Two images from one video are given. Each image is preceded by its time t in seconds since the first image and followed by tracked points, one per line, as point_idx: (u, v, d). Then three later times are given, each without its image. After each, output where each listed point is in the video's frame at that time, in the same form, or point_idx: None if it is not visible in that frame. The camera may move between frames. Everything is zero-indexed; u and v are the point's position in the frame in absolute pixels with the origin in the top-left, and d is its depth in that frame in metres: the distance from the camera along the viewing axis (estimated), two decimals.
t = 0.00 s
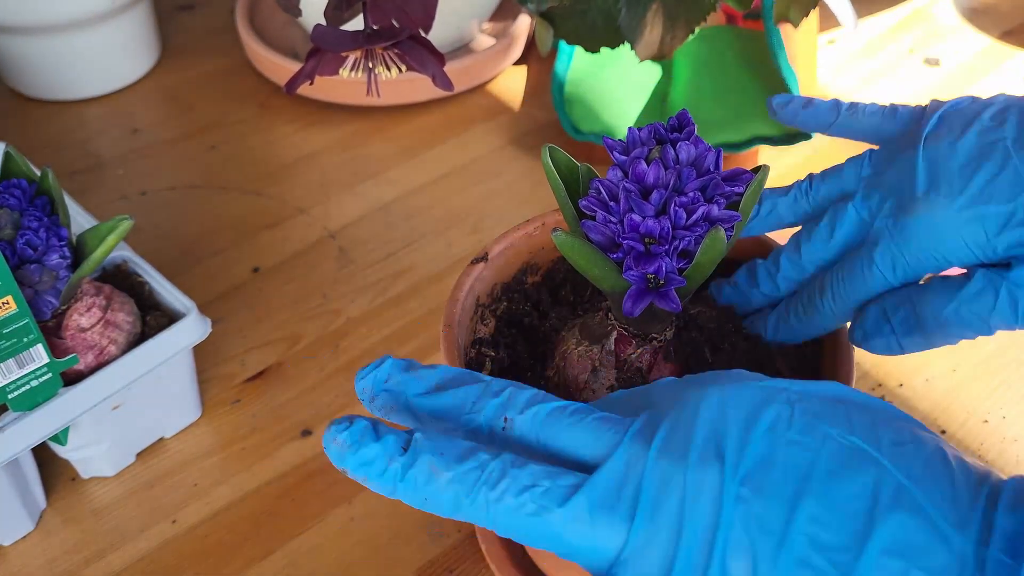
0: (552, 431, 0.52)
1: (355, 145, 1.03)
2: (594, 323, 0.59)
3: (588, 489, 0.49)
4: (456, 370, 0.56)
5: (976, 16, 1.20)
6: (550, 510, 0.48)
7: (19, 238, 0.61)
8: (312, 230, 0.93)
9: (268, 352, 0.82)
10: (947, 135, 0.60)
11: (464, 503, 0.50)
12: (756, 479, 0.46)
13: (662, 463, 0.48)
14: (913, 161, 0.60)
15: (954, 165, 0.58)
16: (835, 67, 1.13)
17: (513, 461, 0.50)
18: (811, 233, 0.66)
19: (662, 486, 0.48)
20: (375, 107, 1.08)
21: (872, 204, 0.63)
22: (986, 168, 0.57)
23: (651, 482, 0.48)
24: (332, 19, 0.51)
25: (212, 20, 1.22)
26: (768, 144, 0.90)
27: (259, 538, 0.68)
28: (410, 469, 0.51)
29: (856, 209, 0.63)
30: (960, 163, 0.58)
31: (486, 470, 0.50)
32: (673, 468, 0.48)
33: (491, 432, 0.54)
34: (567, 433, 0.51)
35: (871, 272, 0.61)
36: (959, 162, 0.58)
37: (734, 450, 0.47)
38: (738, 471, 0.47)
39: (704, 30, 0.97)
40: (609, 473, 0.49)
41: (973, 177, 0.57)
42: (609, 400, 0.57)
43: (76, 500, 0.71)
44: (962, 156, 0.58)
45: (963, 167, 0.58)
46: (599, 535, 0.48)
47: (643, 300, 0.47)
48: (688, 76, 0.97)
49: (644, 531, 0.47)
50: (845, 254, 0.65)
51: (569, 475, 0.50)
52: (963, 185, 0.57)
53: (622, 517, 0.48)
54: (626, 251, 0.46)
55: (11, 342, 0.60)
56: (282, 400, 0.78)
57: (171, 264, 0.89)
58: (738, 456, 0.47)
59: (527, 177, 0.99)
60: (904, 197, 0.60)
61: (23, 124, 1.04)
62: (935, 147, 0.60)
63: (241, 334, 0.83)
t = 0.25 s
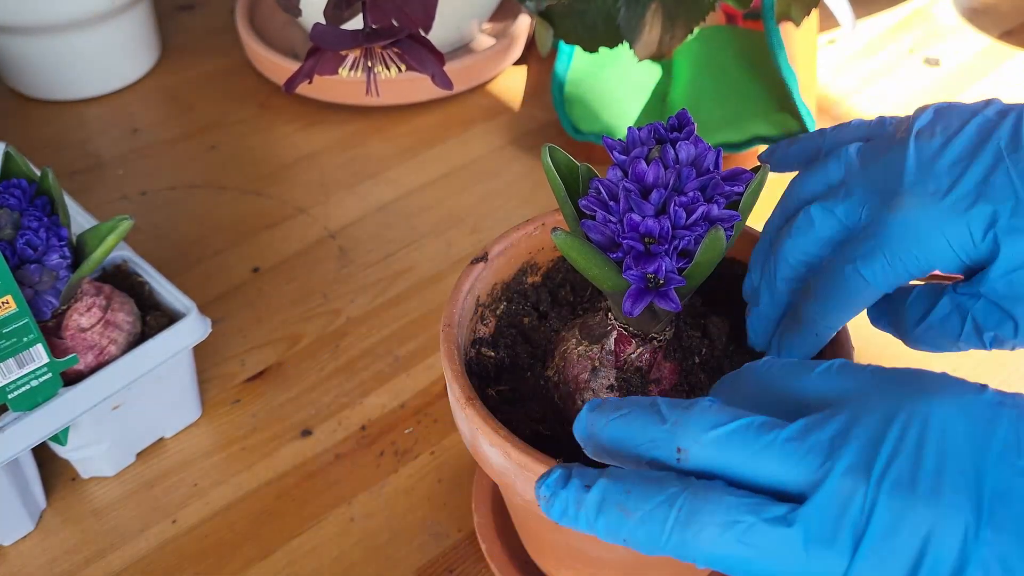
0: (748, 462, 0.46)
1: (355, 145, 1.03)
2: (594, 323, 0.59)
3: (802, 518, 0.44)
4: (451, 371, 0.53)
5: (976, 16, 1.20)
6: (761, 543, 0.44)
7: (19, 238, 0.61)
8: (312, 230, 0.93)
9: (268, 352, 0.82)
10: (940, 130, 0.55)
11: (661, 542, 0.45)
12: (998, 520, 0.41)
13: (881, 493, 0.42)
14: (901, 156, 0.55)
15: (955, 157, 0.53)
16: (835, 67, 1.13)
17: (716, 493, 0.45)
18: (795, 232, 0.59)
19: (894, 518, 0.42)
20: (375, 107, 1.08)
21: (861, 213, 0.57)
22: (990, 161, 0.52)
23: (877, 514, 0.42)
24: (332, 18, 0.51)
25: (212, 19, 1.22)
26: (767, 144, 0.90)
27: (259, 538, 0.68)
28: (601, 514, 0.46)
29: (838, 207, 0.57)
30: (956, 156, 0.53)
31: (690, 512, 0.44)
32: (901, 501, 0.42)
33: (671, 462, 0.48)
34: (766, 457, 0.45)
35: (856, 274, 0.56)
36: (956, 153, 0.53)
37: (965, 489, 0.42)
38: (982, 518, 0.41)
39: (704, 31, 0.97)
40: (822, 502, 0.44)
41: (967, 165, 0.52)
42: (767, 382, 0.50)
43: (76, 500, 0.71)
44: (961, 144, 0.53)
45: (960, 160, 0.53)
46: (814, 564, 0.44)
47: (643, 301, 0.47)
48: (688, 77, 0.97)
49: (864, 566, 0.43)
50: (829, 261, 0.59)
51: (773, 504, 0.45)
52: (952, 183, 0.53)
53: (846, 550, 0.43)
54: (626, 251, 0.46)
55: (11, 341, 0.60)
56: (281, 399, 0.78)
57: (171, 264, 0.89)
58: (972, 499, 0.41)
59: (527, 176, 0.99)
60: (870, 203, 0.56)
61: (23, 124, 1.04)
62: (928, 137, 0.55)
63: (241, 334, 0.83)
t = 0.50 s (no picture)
0: (829, 455, 0.43)
1: (355, 145, 1.03)
2: (594, 323, 0.59)
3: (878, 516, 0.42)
4: (451, 371, 0.53)
5: (976, 16, 1.20)
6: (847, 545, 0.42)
7: (19, 238, 0.61)
8: (312, 230, 0.93)
9: (268, 352, 0.82)
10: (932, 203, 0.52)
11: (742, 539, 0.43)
12: None
13: (974, 492, 0.40)
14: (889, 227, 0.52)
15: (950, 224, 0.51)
16: (835, 67, 1.13)
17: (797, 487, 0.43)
18: (751, 298, 0.53)
19: (982, 522, 0.40)
20: (375, 107, 1.08)
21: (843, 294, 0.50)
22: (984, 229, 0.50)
23: (966, 517, 0.40)
24: (332, 19, 0.52)
25: (212, 19, 1.22)
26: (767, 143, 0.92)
27: (259, 538, 0.68)
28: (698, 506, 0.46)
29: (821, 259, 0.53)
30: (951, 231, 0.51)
31: (765, 512, 0.43)
32: (995, 503, 0.39)
33: (745, 457, 0.46)
34: (842, 449, 0.43)
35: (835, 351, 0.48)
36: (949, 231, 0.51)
37: None
38: None
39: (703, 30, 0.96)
40: (900, 497, 0.42)
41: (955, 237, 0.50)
42: (826, 370, 0.46)
43: (76, 500, 0.71)
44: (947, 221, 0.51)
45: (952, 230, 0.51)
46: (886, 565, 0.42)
47: (643, 301, 0.47)
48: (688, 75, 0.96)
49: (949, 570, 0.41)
50: (799, 323, 0.51)
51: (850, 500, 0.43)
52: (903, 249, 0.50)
53: (927, 554, 0.41)
54: (626, 251, 0.46)
55: (11, 341, 0.60)
56: (281, 399, 0.78)
57: (171, 264, 0.89)
58: None
59: (527, 176, 0.99)
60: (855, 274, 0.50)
61: (23, 124, 1.04)
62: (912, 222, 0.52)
63: (241, 334, 0.83)
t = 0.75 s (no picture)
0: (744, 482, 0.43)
1: (355, 145, 1.03)
2: (592, 323, 0.59)
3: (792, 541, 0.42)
4: (451, 371, 0.53)
5: (976, 16, 1.20)
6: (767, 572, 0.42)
7: (19, 238, 0.61)
8: (312, 230, 0.93)
9: (268, 352, 0.82)
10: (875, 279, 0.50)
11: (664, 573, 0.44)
12: (1003, 530, 0.39)
13: (885, 511, 0.40)
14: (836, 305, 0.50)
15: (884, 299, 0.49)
16: (835, 67, 1.13)
17: (714, 517, 0.44)
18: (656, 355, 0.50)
19: (899, 540, 0.40)
20: (375, 107, 1.08)
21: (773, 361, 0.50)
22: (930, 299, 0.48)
23: (886, 536, 0.40)
24: (332, 20, 0.52)
25: (212, 19, 1.22)
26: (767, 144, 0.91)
27: (258, 538, 0.68)
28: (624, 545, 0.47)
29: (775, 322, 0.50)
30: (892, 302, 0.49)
31: (681, 543, 0.43)
32: (908, 522, 0.40)
33: (660, 486, 0.46)
34: (753, 476, 0.43)
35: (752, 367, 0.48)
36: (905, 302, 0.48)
37: (969, 504, 0.39)
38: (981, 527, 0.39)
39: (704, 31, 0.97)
40: (814, 522, 0.42)
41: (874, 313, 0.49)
42: (735, 390, 0.46)
43: (76, 500, 0.71)
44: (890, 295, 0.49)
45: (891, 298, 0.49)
46: None
47: (639, 301, 0.47)
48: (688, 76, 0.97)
49: None
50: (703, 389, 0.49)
51: (764, 529, 0.43)
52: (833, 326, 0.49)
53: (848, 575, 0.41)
54: (622, 252, 0.46)
55: (11, 342, 0.60)
56: (281, 399, 0.78)
57: (171, 264, 0.89)
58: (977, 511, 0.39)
59: (527, 176, 0.99)
60: (783, 348, 0.50)
61: (23, 124, 1.04)
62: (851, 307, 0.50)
63: (241, 334, 0.83)
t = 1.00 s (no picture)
0: (588, 451, 0.50)
1: (355, 145, 1.03)
2: (593, 321, 0.59)
3: (636, 504, 0.48)
4: (451, 371, 0.55)
5: (976, 16, 1.20)
6: (615, 530, 0.48)
7: (19, 238, 0.61)
8: (312, 230, 0.93)
9: (268, 352, 0.82)
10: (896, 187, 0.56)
11: (518, 534, 0.49)
12: (811, 485, 0.46)
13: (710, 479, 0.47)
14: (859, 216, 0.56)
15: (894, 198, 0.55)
16: (835, 67, 1.13)
17: (564, 484, 0.49)
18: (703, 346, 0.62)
19: (719, 506, 0.46)
20: (375, 107, 1.08)
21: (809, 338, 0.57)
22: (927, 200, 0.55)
23: (709, 500, 0.46)
24: (333, 20, 0.52)
25: (212, 19, 1.22)
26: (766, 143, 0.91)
27: (258, 538, 0.68)
28: (459, 508, 0.50)
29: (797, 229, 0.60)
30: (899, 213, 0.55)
31: (534, 503, 0.49)
32: (729, 485, 0.46)
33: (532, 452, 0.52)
34: (611, 450, 0.50)
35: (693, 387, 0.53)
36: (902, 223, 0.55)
37: (787, 464, 0.46)
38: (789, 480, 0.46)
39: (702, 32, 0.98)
40: (657, 490, 0.48)
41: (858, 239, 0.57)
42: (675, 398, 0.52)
43: (76, 500, 0.71)
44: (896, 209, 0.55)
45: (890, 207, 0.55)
46: (648, 552, 0.47)
47: (640, 300, 0.46)
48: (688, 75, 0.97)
49: (704, 548, 0.46)
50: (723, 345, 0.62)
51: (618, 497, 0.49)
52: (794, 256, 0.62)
53: (682, 534, 0.47)
54: (623, 250, 0.46)
55: (11, 341, 0.60)
56: (281, 399, 0.78)
57: (170, 264, 0.89)
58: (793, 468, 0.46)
59: (527, 176, 0.99)
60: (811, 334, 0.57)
61: (23, 124, 1.04)
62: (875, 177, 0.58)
63: (241, 334, 0.83)
